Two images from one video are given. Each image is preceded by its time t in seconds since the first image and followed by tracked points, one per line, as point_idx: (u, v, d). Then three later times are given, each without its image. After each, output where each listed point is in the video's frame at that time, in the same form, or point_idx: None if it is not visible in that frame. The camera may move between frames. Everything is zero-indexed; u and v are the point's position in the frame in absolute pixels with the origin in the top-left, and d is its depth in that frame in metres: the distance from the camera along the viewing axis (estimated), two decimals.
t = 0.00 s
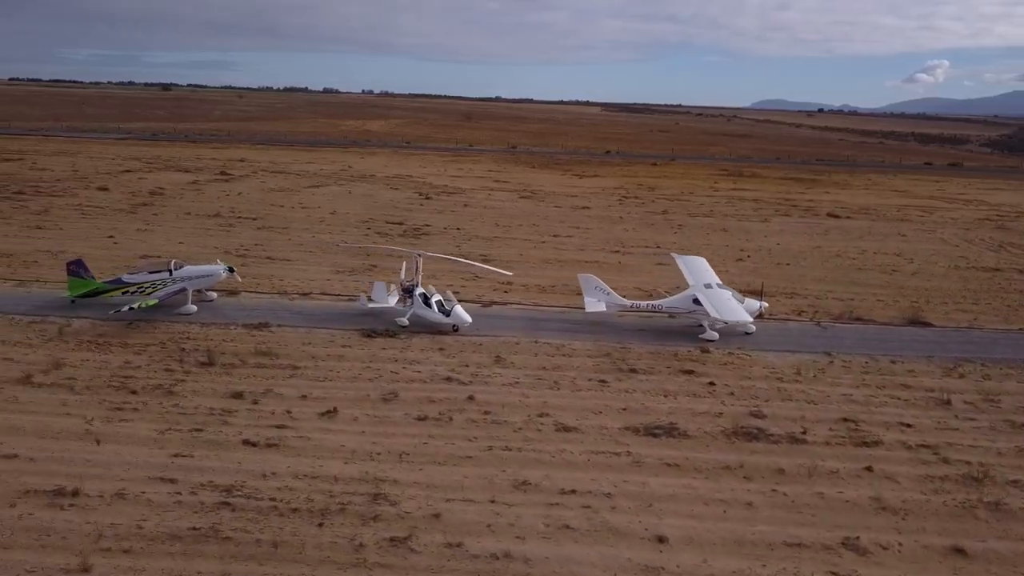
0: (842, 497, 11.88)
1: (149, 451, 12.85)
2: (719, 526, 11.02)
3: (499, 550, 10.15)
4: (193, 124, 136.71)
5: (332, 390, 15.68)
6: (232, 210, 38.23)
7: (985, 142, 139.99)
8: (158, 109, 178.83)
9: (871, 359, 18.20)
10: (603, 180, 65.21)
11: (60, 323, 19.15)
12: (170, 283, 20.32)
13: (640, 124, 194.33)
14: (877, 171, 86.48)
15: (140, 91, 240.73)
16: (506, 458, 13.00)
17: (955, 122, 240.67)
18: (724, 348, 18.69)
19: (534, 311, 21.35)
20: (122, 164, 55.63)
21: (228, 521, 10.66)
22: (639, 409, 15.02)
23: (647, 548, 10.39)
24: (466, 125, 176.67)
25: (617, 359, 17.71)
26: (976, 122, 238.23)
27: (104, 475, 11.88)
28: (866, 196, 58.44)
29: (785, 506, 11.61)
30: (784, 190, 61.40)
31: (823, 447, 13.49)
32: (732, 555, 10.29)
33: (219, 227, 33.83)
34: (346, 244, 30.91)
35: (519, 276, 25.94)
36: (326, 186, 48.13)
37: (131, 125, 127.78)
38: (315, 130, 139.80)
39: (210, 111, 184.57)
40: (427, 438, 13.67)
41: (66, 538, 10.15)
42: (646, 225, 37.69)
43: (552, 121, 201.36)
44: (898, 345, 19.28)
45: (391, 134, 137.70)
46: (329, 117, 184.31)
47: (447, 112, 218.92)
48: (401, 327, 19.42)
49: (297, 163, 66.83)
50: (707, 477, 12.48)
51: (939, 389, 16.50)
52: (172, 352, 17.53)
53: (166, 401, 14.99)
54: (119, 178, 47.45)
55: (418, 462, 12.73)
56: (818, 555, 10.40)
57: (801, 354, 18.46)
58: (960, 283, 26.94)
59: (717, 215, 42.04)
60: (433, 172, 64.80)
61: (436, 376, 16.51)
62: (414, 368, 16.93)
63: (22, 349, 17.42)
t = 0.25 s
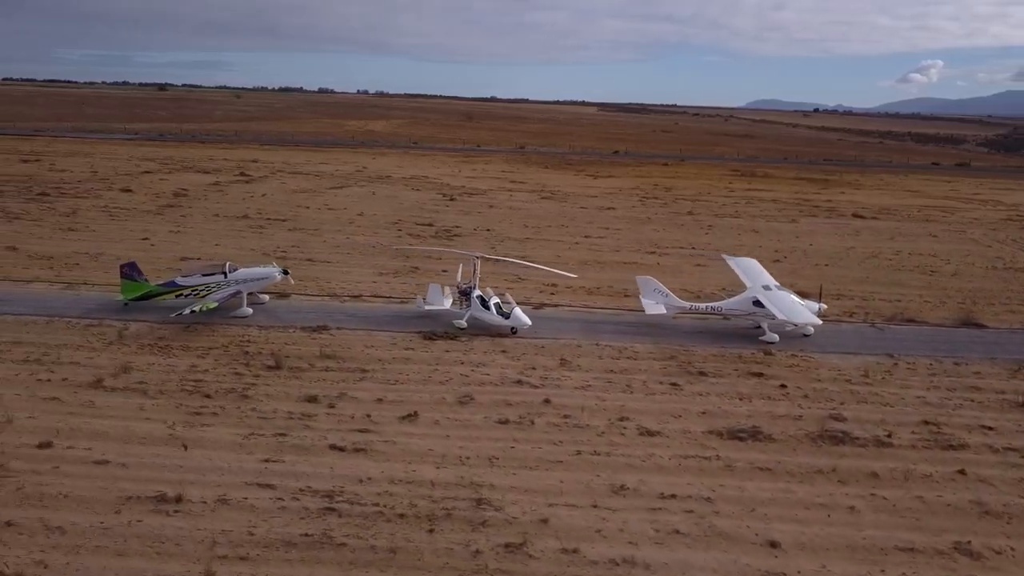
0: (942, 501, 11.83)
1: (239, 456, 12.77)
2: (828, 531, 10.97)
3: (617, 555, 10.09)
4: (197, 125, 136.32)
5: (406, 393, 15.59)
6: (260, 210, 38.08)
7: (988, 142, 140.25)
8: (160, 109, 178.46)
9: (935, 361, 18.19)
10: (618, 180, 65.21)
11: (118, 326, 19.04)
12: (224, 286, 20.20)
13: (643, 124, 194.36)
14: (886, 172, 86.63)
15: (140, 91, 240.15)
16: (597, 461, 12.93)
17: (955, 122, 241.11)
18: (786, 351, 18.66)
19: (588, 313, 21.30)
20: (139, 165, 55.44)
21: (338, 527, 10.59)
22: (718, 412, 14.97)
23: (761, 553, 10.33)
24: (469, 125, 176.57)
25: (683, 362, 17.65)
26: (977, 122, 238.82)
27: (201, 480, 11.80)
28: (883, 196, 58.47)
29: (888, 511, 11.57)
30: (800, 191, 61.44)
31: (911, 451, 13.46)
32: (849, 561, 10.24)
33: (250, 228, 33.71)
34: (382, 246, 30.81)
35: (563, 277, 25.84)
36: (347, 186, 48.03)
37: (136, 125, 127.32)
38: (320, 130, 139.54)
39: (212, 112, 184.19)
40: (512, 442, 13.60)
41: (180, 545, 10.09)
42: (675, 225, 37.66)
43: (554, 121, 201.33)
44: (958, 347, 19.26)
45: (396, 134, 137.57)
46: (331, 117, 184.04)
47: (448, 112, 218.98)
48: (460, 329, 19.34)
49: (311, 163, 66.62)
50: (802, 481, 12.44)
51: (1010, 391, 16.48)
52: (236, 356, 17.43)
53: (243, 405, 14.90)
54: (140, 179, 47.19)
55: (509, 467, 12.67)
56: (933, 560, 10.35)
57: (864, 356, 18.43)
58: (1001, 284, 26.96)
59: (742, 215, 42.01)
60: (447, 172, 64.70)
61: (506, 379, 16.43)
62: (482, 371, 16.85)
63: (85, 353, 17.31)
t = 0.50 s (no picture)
0: None
1: (330, 461, 12.71)
2: (937, 535, 10.94)
3: (735, 561, 10.05)
4: (201, 125, 135.98)
5: (480, 397, 15.53)
6: (287, 212, 37.95)
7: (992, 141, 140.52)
8: (162, 109, 178.04)
9: (999, 362, 18.17)
10: (633, 180, 65.16)
11: (177, 329, 18.92)
12: (281, 288, 20.09)
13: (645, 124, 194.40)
14: (896, 171, 86.72)
15: (140, 91, 239.62)
16: (689, 465, 12.89)
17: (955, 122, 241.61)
18: (848, 352, 18.63)
19: (642, 315, 21.24)
20: (156, 165, 55.26)
21: (450, 533, 10.53)
22: (797, 414, 14.93)
23: (877, 557, 10.30)
24: (472, 125, 176.48)
25: (750, 364, 17.61)
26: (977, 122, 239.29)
27: (301, 485, 11.73)
28: (900, 196, 58.55)
29: (991, 514, 11.54)
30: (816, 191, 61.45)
31: (999, 453, 13.43)
32: (966, 565, 10.21)
33: (282, 229, 33.59)
34: (418, 248, 30.72)
35: (607, 278, 25.78)
36: (369, 188, 47.93)
37: (141, 125, 126.93)
38: (325, 130, 139.28)
39: (215, 112, 183.82)
40: (599, 445, 13.55)
41: (297, 552, 10.02)
42: (704, 226, 37.62)
43: (556, 121, 201.30)
44: (1018, 348, 19.25)
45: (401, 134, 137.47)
46: (334, 117, 183.75)
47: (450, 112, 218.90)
48: (519, 332, 19.25)
49: (326, 164, 66.45)
50: (898, 484, 12.40)
51: None
52: (302, 359, 17.34)
53: (320, 409, 14.82)
54: (162, 180, 47.01)
55: (603, 470, 12.62)
56: None
57: (927, 358, 18.40)
58: None
59: (768, 215, 42.00)
60: (462, 172, 64.62)
61: (577, 382, 16.37)
62: (551, 374, 16.78)
63: (150, 356, 17.22)
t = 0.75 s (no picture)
0: None
1: (423, 465, 12.65)
2: None
3: (854, 565, 10.01)
4: (207, 125, 135.71)
5: (556, 399, 15.47)
6: (316, 213, 37.84)
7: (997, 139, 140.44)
8: (165, 110, 177.68)
9: None
10: (649, 180, 65.13)
11: (237, 332, 18.84)
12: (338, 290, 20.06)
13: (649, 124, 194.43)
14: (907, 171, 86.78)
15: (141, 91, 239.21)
16: (782, 468, 12.85)
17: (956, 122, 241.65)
18: (912, 354, 18.59)
19: (697, 317, 21.19)
20: (173, 166, 55.08)
21: (562, 537, 10.48)
22: (876, 417, 14.90)
23: (993, 561, 10.27)
24: (475, 125, 176.33)
25: (817, 366, 17.57)
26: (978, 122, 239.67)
27: (401, 490, 11.68)
28: (916, 196, 58.57)
29: None
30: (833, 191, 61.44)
31: None
32: None
33: (315, 231, 33.49)
34: (454, 249, 30.65)
35: (651, 279, 25.71)
36: (391, 189, 47.83)
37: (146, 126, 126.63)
38: (330, 130, 139.06)
39: (217, 112, 183.48)
40: (687, 448, 13.51)
41: (415, 557, 9.97)
42: (733, 227, 37.59)
43: (559, 122, 201.28)
44: None
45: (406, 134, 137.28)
46: (337, 117, 183.50)
47: (452, 112, 218.66)
48: (579, 333, 19.16)
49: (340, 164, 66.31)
50: (995, 487, 12.37)
51: None
52: (368, 362, 17.27)
53: (399, 413, 14.76)
54: (183, 181, 46.87)
55: (697, 474, 12.58)
56: None
57: (991, 359, 18.38)
58: None
59: (794, 216, 41.93)
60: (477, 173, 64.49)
61: (649, 384, 16.32)
62: (622, 376, 16.73)
63: (217, 359, 17.16)
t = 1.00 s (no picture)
0: None
1: (533, 470, 12.59)
2: None
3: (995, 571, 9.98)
4: (213, 125, 135.36)
5: (646, 403, 15.41)
6: (350, 214, 37.73)
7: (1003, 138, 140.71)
8: (168, 110, 177.27)
9: None
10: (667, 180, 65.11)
11: (308, 335, 18.78)
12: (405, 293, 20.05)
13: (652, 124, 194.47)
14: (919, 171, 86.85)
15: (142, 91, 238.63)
16: (890, 471, 12.82)
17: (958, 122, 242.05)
18: (985, 355, 18.57)
19: (761, 319, 21.15)
20: (194, 167, 54.89)
21: (695, 543, 10.43)
22: (969, 419, 14.88)
23: None
24: (479, 125, 176.16)
25: (896, 368, 17.55)
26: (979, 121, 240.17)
27: (520, 495, 11.62)
28: (937, 196, 58.62)
29: None
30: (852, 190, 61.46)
31: None
32: None
33: (353, 233, 33.40)
34: (496, 250, 30.59)
35: (704, 280, 25.68)
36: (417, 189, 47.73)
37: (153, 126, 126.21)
38: (336, 131, 138.80)
39: (221, 112, 183.03)
40: (790, 452, 13.47)
41: (554, 563, 9.92)
42: (767, 227, 37.56)
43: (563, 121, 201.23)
44: None
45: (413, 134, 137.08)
46: (340, 117, 183.20)
47: (455, 112, 218.41)
48: (650, 336, 19.10)
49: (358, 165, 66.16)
50: None
51: None
52: (446, 366, 17.21)
53: (492, 416, 14.70)
54: (210, 181, 46.71)
55: (808, 478, 12.54)
56: None
57: None
58: None
59: (824, 216, 41.91)
60: (496, 173, 64.39)
61: (734, 387, 16.28)
62: (704, 379, 16.69)
63: (296, 363, 17.07)
